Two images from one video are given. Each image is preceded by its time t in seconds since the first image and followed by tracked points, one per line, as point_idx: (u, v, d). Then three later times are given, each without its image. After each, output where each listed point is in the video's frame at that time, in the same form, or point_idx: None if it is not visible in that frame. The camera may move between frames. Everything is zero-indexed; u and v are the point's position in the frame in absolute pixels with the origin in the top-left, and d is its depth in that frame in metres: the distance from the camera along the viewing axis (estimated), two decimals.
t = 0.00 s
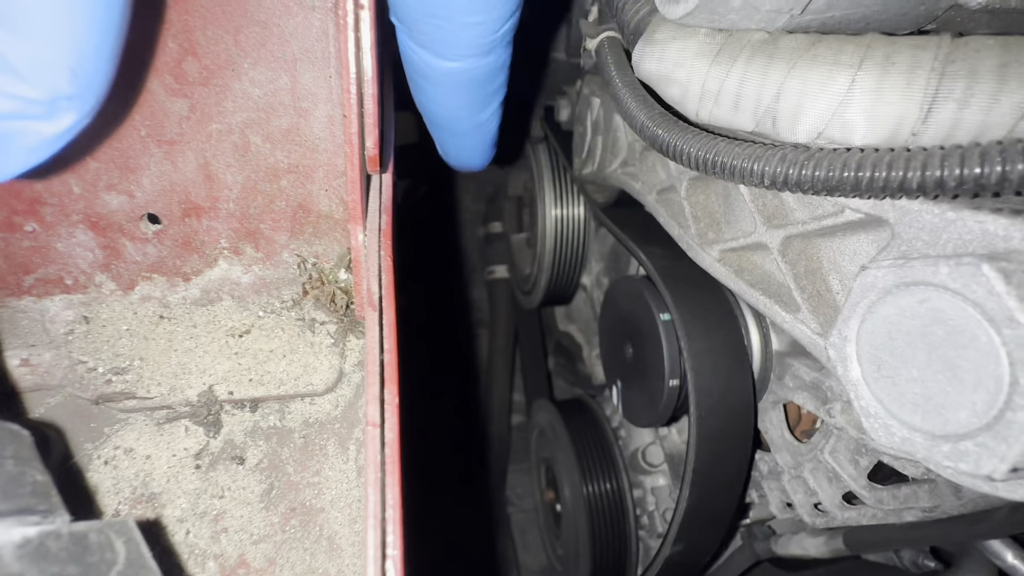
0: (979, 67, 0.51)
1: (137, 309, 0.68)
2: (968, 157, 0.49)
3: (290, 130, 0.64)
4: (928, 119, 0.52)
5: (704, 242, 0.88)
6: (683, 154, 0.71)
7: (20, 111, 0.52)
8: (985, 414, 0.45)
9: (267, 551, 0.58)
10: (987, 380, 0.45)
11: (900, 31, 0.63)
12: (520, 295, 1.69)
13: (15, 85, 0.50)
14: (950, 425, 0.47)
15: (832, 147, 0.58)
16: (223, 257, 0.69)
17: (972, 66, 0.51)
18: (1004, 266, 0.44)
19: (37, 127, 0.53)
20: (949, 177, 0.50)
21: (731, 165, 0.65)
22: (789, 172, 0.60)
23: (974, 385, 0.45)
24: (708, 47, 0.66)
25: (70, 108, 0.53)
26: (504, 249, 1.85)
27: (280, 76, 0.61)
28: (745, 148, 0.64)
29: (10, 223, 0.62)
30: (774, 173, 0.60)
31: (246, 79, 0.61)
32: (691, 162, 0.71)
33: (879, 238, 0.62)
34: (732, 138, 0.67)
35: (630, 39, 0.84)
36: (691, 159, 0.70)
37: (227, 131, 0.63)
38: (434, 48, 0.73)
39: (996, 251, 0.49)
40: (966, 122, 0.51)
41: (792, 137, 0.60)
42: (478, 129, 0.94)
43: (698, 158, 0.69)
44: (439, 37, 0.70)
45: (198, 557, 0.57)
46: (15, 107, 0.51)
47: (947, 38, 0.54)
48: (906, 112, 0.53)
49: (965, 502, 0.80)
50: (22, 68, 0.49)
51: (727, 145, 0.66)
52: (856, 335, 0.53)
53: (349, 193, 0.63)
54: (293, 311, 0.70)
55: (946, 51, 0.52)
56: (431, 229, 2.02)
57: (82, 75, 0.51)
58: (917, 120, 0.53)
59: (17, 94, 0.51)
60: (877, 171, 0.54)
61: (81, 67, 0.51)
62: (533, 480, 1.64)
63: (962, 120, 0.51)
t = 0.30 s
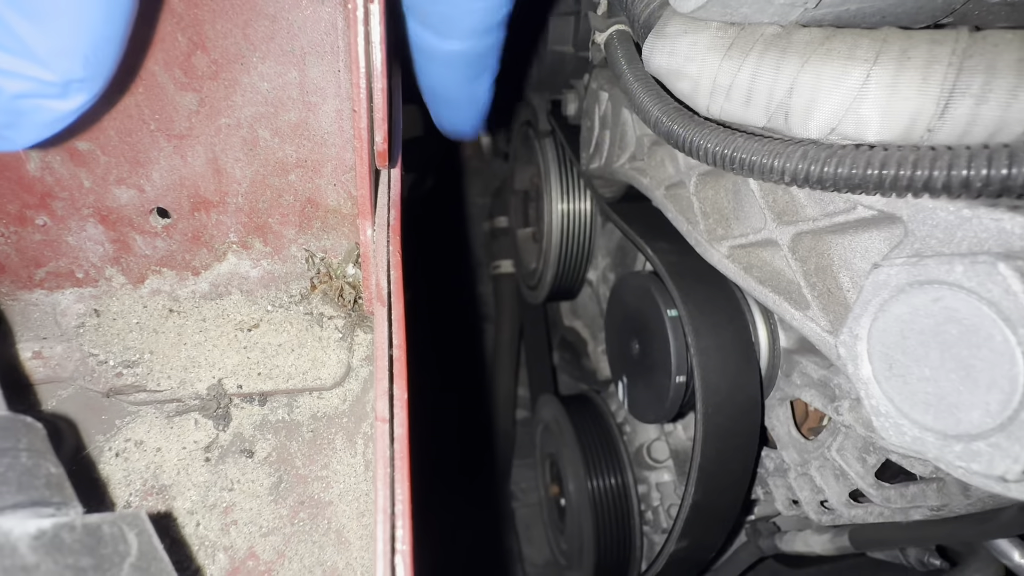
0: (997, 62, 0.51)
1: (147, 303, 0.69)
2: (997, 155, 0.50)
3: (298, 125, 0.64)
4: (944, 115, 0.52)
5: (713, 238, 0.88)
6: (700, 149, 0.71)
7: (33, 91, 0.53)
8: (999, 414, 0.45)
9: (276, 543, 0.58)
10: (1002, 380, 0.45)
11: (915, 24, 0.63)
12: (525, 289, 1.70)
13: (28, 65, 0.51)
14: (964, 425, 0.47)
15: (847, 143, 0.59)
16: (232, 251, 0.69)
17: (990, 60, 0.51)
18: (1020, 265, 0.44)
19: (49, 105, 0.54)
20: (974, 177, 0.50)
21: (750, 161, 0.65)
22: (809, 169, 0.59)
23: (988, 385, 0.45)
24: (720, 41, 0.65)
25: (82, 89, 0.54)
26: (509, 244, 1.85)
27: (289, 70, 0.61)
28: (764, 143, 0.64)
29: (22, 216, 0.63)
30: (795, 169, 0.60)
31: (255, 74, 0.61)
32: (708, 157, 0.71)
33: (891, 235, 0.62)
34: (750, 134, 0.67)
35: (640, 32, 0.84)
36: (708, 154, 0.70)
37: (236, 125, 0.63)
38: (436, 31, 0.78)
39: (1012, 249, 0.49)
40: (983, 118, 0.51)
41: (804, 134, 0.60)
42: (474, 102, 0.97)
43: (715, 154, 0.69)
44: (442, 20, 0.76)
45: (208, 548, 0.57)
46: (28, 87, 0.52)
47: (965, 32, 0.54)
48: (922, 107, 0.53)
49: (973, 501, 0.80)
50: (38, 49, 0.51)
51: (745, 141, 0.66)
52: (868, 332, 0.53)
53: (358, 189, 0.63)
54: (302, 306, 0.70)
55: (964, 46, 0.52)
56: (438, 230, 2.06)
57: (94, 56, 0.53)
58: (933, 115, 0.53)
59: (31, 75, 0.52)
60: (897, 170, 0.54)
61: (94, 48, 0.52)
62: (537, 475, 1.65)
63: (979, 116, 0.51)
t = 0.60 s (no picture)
0: (1003, 85, 0.52)
1: (172, 311, 0.71)
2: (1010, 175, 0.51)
3: (318, 140, 0.66)
4: (951, 135, 0.54)
5: (721, 245, 0.90)
6: (713, 159, 0.72)
7: (72, 86, 0.56)
8: (998, 428, 0.47)
9: (300, 544, 0.61)
10: (1002, 396, 0.46)
11: (924, 40, 0.64)
12: (532, 287, 1.72)
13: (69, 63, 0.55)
14: (963, 438, 0.49)
15: (853, 158, 0.60)
16: (253, 260, 0.72)
17: (997, 83, 0.53)
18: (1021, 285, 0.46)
19: (86, 98, 0.57)
20: (985, 195, 0.52)
21: (762, 172, 0.67)
22: (822, 182, 0.61)
23: (990, 400, 0.47)
24: (732, 56, 0.67)
25: (118, 87, 0.57)
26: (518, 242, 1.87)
27: (309, 88, 0.64)
28: (777, 155, 0.66)
29: (53, 229, 0.66)
30: (807, 182, 0.62)
31: (277, 91, 0.63)
32: (721, 167, 0.72)
33: (896, 246, 0.65)
34: (763, 144, 0.69)
35: (651, 43, 0.85)
36: (720, 163, 0.72)
37: (258, 140, 0.66)
38: (453, 38, 0.82)
39: (1015, 268, 0.51)
40: (989, 138, 0.53)
41: (812, 148, 0.62)
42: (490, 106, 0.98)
43: (728, 163, 0.71)
44: (459, 28, 0.79)
45: (235, 548, 0.60)
46: (66, 82, 0.55)
47: (973, 53, 0.56)
48: (929, 126, 0.54)
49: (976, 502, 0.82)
50: (79, 47, 0.54)
51: (758, 152, 0.68)
52: (873, 345, 0.55)
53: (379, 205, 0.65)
54: (321, 314, 0.72)
55: (971, 68, 0.54)
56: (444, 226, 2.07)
57: (129, 56, 0.55)
58: (940, 135, 0.54)
59: (70, 71, 0.55)
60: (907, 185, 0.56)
61: (130, 49, 0.55)
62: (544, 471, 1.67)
63: (985, 136, 0.53)
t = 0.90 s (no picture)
0: (999, 88, 0.54)
1: (189, 308, 0.73)
2: (1003, 175, 0.53)
3: (330, 141, 0.68)
4: (948, 136, 0.55)
5: (724, 242, 0.92)
6: (716, 158, 0.74)
7: (84, 64, 0.57)
8: (990, 421, 0.49)
9: (315, 532, 0.63)
10: (993, 390, 0.48)
11: (925, 40, 0.65)
12: (536, 283, 1.74)
13: (83, 41, 0.56)
14: (956, 430, 0.51)
15: (853, 158, 0.62)
16: (268, 259, 0.74)
17: (993, 85, 0.54)
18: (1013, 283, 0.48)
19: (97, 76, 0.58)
20: (981, 195, 0.54)
21: (764, 171, 0.68)
22: (822, 181, 0.63)
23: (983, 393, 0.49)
24: (734, 58, 0.69)
25: (128, 67, 0.58)
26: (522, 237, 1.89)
27: (322, 91, 0.65)
28: (778, 155, 0.68)
29: (75, 229, 0.68)
30: (807, 181, 0.64)
31: (291, 95, 0.65)
32: (723, 166, 0.74)
33: (895, 244, 0.66)
34: (764, 144, 0.70)
35: (655, 43, 0.87)
36: (722, 163, 0.73)
37: (272, 142, 0.67)
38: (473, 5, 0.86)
39: (1008, 266, 0.53)
40: (985, 139, 0.55)
41: (812, 148, 0.64)
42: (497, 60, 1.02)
43: (729, 163, 0.72)
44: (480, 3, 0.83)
45: (254, 536, 0.63)
46: (79, 60, 0.57)
47: (971, 55, 0.57)
48: (927, 127, 0.56)
49: (974, 495, 0.84)
50: (92, 26, 0.56)
51: (760, 151, 0.70)
52: (871, 341, 0.57)
53: (390, 205, 0.67)
54: (332, 310, 0.74)
55: (968, 71, 0.56)
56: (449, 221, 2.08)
57: (141, 38, 0.57)
58: (939, 136, 0.56)
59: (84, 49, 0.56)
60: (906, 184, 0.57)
61: (142, 31, 0.57)
62: (548, 464, 1.70)
63: (981, 137, 0.55)
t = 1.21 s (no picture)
0: (987, 87, 0.56)
1: (204, 303, 0.76)
2: (990, 173, 0.55)
3: (340, 141, 0.70)
4: (938, 134, 0.58)
5: (723, 237, 0.94)
6: (715, 155, 0.76)
7: (98, 55, 0.59)
8: (975, 409, 0.51)
9: (329, 517, 0.66)
10: (978, 378, 0.50)
11: (920, 38, 0.66)
12: (539, 277, 1.77)
13: (97, 34, 0.58)
14: (943, 418, 0.53)
15: (847, 155, 0.64)
16: (280, 255, 0.76)
17: (981, 86, 0.56)
18: (998, 277, 0.50)
19: (110, 67, 0.60)
20: (970, 192, 0.56)
21: (762, 168, 0.71)
22: (818, 178, 0.65)
23: (969, 381, 0.51)
24: (732, 58, 0.71)
25: (140, 58, 0.60)
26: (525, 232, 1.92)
27: (332, 93, 0.68)
28: (775, 152, 0.70)
29: (95, 227, 0.70)
30: (802, 178, 0.66)
31: (302, 96, 0.67)
32: (723, 163, 0.76)
33: (888, 239, 0.69)
34: (762, 142, 0.72)
35: (655, 43, 0.89)
36: (721, 159, 0.75)
37: (284, 142, 0.70)
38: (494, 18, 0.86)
39: (994, 260, 0.55)
40: (973, 138, 0.57)
41: (808, 146, 0.66)
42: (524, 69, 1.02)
43: (728, 160, 0.75)
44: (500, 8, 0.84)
45: (270, 521, 0.65)
46: (94, 52, 0.58)
47: (960, 56, 0.59)
48: (918, 126, 0.58)
49: (968, 484, 0.86)
50: (107, 21, 0.57)
51: (759, 149, 0.72)
52: (863, 333, 0.59)
53: (399, 203, 0.70)
54: (343, 305, 0.77)
55: (957, 71, 0.58)
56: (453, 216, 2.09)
57: (151, 31, 0.59)
58: (929, 135, 0.58)
59: (98, 42, 0.58)
60: (898, 180, 0.60)
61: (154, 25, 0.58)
62: (551, 456, 1.72)
63: (970, 135, 0.57)
